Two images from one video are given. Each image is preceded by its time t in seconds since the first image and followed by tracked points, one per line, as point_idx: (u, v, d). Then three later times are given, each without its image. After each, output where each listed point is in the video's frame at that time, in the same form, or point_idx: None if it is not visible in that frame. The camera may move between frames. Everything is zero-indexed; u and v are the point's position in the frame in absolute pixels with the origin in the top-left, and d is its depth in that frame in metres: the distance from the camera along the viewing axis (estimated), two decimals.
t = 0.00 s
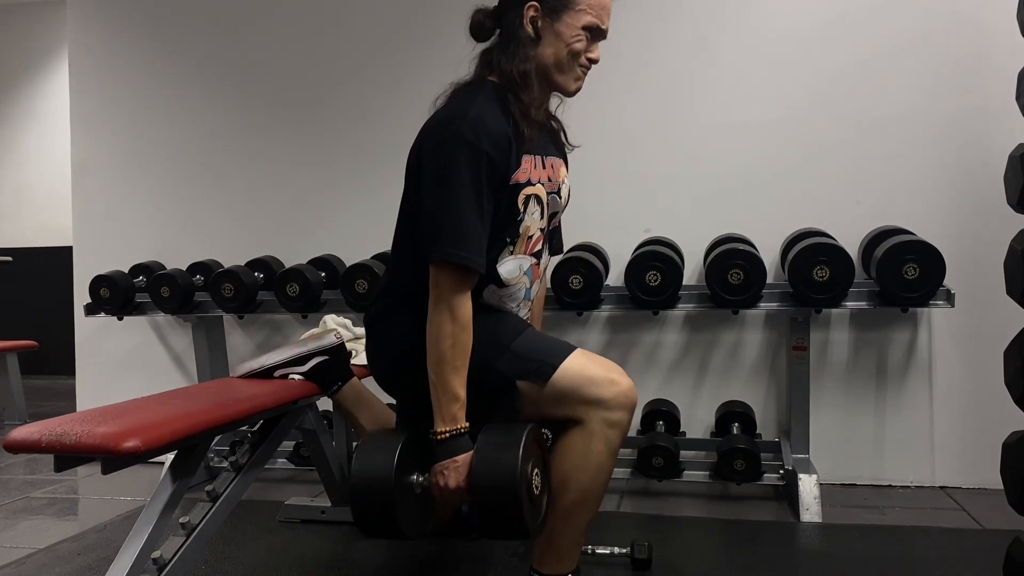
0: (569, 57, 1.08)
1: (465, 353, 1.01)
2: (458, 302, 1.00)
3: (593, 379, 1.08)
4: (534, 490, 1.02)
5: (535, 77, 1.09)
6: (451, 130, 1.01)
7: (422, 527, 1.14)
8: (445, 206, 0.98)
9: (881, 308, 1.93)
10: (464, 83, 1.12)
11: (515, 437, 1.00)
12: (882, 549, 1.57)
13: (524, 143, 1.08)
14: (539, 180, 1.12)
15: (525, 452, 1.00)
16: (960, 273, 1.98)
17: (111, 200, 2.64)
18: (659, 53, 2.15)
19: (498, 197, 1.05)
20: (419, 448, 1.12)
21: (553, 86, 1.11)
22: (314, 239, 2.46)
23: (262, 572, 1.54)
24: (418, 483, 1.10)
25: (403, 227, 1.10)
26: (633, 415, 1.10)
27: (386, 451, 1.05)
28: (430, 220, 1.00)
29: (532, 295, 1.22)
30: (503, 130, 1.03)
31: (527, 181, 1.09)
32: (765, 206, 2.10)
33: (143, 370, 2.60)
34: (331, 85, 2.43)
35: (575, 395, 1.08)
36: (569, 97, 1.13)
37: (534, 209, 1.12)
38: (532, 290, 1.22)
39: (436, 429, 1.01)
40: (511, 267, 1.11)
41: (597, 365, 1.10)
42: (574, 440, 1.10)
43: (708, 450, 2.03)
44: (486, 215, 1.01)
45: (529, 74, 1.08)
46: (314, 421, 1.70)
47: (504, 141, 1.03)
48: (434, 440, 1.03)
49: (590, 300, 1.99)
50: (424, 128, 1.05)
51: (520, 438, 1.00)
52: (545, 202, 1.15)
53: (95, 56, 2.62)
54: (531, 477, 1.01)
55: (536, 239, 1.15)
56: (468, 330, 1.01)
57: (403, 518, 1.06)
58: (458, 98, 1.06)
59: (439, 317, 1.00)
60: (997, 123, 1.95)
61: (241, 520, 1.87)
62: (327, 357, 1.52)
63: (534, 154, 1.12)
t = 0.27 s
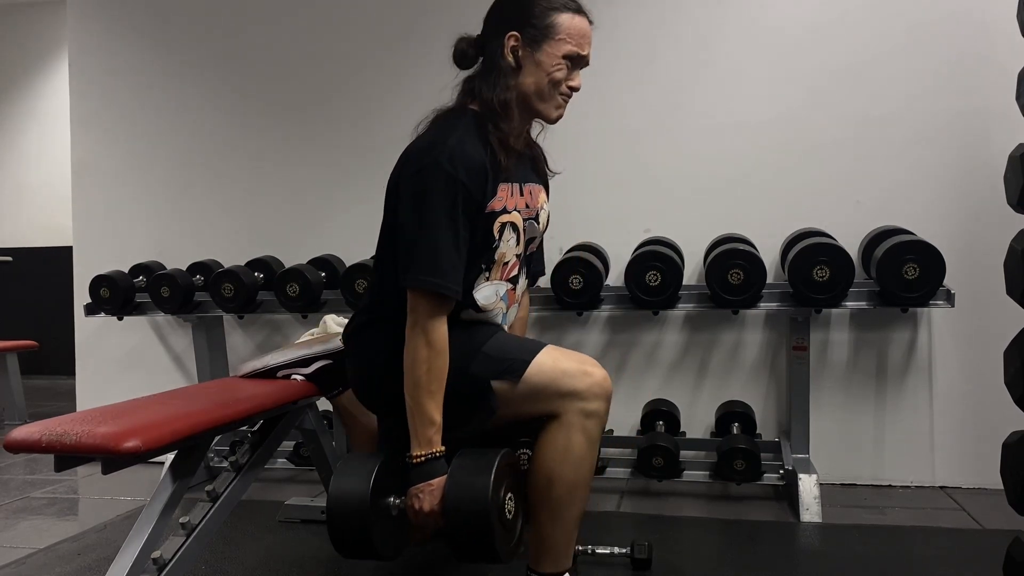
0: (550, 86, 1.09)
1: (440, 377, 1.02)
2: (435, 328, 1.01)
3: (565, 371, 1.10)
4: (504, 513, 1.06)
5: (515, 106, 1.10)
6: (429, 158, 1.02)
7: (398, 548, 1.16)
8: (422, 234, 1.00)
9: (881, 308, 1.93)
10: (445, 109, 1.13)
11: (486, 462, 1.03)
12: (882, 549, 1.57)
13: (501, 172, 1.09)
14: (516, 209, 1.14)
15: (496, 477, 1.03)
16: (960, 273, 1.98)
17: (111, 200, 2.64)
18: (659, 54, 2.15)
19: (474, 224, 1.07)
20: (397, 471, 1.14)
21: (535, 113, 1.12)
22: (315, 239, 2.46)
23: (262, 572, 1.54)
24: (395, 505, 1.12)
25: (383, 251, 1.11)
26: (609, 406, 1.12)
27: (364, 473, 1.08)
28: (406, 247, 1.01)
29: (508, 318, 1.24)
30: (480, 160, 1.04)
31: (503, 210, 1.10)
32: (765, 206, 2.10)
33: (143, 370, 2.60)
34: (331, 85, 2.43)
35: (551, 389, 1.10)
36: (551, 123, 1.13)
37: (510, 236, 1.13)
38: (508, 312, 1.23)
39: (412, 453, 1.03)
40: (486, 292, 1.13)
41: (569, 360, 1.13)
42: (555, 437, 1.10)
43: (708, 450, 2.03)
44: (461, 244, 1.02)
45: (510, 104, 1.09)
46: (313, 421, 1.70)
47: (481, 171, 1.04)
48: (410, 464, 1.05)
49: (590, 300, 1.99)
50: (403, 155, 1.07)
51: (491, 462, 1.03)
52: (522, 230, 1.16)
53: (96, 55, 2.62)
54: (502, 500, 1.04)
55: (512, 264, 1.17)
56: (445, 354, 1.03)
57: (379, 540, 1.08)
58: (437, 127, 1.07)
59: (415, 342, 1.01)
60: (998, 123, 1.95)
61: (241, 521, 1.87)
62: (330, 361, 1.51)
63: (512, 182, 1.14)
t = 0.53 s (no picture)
0: (536, 101, 1.09)
1: (422, 393, 1.02)
2: (416, 343, 1.01)
3: (540, 367, 1.10)
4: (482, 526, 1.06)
5: (500, 122, 1.10)
6: (414, 176, 1.02)
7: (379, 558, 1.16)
8: (405, 252, 1.00)
9: (881, 308, 1.93)
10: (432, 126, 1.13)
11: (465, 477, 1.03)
12: (883, 549, 1.57)
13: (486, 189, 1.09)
14: (500, 225, 1.14)
15: (473, 493, 1.03)
16: (960, 273, 1.98)
17: (111, 200, 2.64)
18: (658, 54, 2.15)
19: (458, 241, 1.07)
20: (381, 481, 1.14)
21: (522, 129, 1.12)
22: (315, 239, 2.46)
23: (262, 572, 1.54)
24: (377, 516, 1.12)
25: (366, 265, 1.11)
26: (590, 400, 1.11)
27: (345, 482, 1.08)
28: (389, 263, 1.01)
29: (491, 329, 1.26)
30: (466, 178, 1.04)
31: (485, 226, 1.11)
32: (765, 207, 2.10)
33: (143, 370, 2.60)
34: (331, 85, 2.43)
35: (529, 386, 1.09)
36: (538, 138, 1.13)
37: (492, 253, 1.15)
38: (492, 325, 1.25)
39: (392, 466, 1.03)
40: (467, 306, 1.15)
41: (544, 356, 1.12)
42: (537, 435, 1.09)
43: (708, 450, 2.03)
44: (444, 261, 1.02)
45: (495, 121, 1.10)
46: (313, 421, 1.70)
47: (466, 188, 1.04)
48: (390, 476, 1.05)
49: (590, 300, 1.99)
50: (390, 171, 1.07)
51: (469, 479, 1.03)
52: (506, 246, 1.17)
53: (96, 55, 2.62)
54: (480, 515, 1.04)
55: (495, 279, 1.18)
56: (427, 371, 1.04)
57: (359, 550, 1.08)
58: (423, 144, 1.07)
59: (396, 357, 1.02)
60: (998, 123, 1.95)
61: (241, 520, 1.87)
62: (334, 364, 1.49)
63: (496, 199, 1.14)
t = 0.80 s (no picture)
0: (530, 100, 1.09)
1: (417, 391, 1.03)
2: (411, 342, 1.02)
3: (540, 368, 1.10)
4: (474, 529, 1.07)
5: (496, 123, 1.11)
6: (411, 176, 1.02)
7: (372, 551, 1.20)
8: (402, 254, 1.00)
9: (881, 308, 1.93)
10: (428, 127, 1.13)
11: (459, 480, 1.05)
12: (884, 548, 1.57)
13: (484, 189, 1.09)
14: (499, 225, 1.14)
15: (467, 497, 1.04)
16: (960, 273, 1.98)
17: (111, 200, 2.64)
18: (658, 54, 2.15)
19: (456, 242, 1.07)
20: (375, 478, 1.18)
21: (518, 130, 1.12)
22: (315, 239, 2.46)
23: (262, 571, 1.54)
24: (370, 509, 1.16)
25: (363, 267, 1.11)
26: (590, 402, 1.11)
27: (340, 477, 1.13)
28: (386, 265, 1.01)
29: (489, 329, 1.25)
30: (463, 179, 1.04)
31: (484, 227, 1.11)
32: (765, 207, 2.10)
33: (143, 370, 2.60)
34: (331, 84, 2.43)
35: (529, 387, 1.09)
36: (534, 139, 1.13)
37: (490, 253, 1.14)
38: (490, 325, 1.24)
39: (387, 464, 1.06)
40: (465, 307, 1.14)
41: (545, 357, 1.12)
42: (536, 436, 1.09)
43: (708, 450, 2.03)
44: (441, 263, 1.02)
45: (490, 121, 1.10)
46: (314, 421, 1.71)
47: (463, 188, 1.04)
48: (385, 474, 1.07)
49: (590, 300, 1.99)
50: (386, 172, 1.06)
51: (462, 484, 1.05)
52: (504, 246, 1.17)
53: (96, 55, 2.62)
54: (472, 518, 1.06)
55: (492, 279, 1.18)
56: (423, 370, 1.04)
57: (350, 543, 1.12)
58: (420, 145, 1.07)
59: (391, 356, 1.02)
60: (998, 123, 1.95)
61: (241, 520, 1.87)
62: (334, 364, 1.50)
63: (495, 199, 1.14)
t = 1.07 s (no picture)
0: (565, 69, 1.10)
1: (433, 342, 1.01)
2: (427, 293, 1.00)
3: (560, 370, 1.08)
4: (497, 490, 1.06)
5: (530, 89, 1.11)
6: (446, 128, 1.00)
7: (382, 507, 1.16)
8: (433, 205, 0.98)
9: (881, 308, 1.93)
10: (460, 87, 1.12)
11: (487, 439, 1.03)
12: (884, 548, 1.57)
13: (520, 148, 1.08)
14: (534, 187, 1.13)
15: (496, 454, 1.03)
16: (959, 273, 1.98)
17: (111, 200, 2.64)
18: (658, 53, 2.15)
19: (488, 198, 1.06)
20: (393, 429, 1.14)
21: (552, 99, 1.13)
22: (315, 239, 2.46)
23: (262, 571, 1.54)
24: (387, 460, 1.12)
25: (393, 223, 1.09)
26: (605, 409, 1.11)
27: (361, 426, 1.08)
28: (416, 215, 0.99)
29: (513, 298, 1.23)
30: (499, 134, 1.03)
31: (518, 187, 1.10)
32: (765, 206, 2.10)
33: (143, 370, 2.60)
34: (331, 84, 2.43)
35: (546, 389, 1.08)
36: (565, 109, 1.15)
37: (524, 215, 1.13)
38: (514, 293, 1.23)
39: (406, 416, 1.02)
40: (491, 265, 1.13)
41: (565, 358, 1.11)
42: (549, 437, 1.09)
43: (709, 450, 2.03)
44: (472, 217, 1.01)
45: (525, 84, 1.10)
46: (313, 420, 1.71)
47: (497, 144, 1.03)
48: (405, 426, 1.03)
49: (590, 300, 1.99)
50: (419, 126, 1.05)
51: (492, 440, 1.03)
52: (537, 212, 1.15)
53: (96, 55, 2.62)
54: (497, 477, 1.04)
55: (522, 244, 1.16)
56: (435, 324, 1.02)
57: (367, 494, 1.08)
58: (454, 102, 1.06)
59: (407, 306, 1.00)
60: (997, 123, 1.95)
61: (241, 520, 1.87)
62: (331, 358, 1.51)
63: (530, 161, 1.13)
